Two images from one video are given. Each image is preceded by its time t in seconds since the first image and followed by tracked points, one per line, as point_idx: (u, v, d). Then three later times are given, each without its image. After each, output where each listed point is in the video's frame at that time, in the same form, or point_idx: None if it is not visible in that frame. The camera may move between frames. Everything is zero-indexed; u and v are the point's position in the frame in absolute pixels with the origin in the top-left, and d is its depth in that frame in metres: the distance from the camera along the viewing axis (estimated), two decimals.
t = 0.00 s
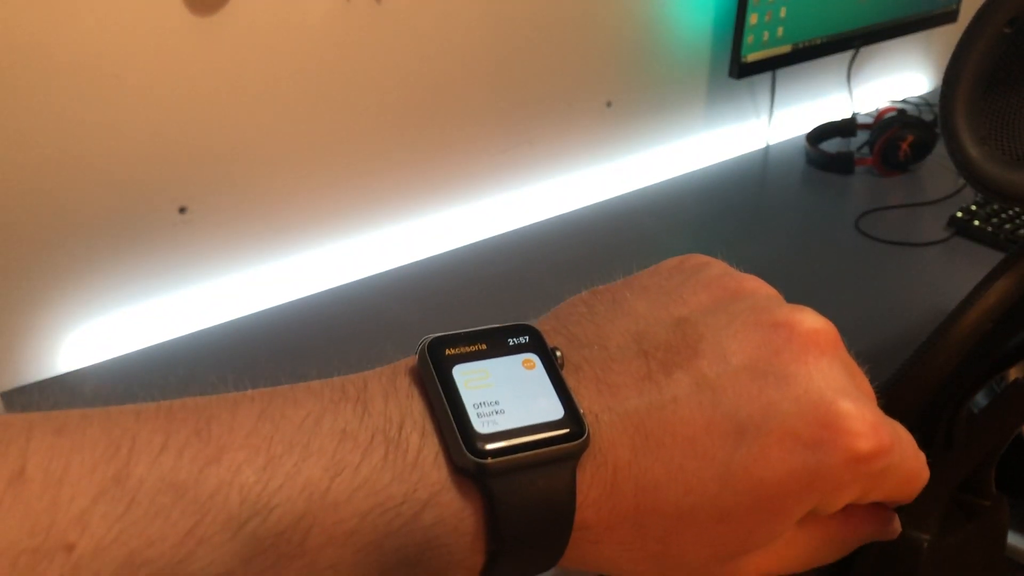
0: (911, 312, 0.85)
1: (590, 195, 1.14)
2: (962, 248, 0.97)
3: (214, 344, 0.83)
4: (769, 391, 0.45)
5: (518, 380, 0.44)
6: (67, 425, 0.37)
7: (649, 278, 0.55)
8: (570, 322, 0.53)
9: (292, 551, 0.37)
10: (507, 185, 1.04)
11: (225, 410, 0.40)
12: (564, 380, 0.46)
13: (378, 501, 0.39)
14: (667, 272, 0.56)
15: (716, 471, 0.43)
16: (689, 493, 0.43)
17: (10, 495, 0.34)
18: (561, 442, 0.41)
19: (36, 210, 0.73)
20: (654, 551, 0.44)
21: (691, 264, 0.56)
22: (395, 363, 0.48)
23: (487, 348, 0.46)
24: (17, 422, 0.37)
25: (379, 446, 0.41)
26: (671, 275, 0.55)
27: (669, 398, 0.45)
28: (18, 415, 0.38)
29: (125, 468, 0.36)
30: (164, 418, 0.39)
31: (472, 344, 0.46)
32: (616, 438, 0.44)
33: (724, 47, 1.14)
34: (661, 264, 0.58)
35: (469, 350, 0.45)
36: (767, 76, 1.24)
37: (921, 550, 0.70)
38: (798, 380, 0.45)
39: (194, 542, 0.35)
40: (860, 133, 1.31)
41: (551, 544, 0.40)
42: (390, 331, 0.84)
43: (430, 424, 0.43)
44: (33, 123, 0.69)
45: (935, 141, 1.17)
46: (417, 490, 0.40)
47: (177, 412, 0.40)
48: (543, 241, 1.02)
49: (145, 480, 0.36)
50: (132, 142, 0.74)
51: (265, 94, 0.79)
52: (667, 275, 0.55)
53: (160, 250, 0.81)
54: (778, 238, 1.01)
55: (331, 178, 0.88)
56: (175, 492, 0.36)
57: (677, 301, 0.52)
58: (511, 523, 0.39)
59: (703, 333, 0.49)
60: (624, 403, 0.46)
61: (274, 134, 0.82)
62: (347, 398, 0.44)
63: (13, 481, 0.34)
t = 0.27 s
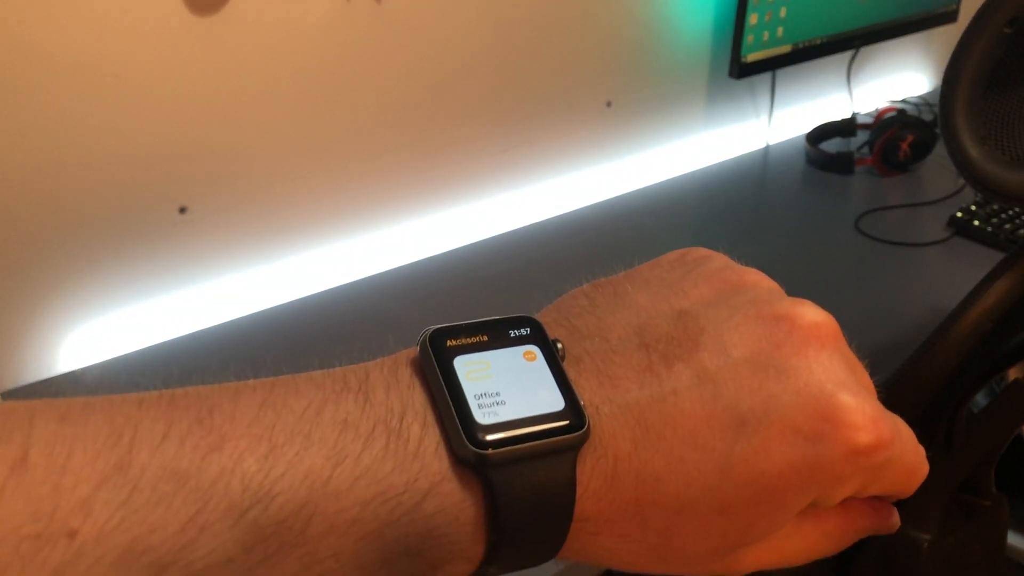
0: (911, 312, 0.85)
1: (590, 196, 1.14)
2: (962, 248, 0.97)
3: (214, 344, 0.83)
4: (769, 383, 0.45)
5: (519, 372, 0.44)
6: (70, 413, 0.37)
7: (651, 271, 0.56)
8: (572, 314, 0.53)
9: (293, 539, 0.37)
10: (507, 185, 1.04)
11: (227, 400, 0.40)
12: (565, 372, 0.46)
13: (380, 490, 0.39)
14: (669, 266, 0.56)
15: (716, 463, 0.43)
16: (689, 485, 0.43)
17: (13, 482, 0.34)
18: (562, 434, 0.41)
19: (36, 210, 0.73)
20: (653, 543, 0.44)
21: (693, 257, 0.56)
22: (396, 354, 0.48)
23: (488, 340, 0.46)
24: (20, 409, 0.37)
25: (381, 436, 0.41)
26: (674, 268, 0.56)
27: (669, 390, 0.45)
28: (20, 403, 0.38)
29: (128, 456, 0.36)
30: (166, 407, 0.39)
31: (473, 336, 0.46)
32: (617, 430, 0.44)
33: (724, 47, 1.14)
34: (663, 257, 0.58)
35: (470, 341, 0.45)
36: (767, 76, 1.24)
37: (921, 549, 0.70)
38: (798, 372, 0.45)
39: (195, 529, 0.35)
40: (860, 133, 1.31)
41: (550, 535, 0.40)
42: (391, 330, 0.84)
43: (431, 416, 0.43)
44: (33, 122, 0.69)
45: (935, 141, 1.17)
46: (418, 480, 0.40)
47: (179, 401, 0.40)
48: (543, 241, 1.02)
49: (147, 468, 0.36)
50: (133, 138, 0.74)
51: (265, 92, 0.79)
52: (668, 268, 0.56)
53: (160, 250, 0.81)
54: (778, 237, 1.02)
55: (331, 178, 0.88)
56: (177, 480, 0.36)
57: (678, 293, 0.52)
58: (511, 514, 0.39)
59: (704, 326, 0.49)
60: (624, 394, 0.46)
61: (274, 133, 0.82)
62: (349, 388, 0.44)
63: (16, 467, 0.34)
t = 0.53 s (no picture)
0: (911, 311, 0.85)
1: (590, 196, 1.14)
2: (962, 248, 0.98)
3: (214, 344, 0.83)
4: (769, 376, 0.45)
5: (519, 366, 0.44)
6: (71, 407, 0.37)
7: (650, 266, 0.56)
8: (572, 309, 0.53)
9: (293, 533, 0.37)
10: (507, 185, 1.04)
11: (227, 393, 0.40)
12: (565, 366, 0.46)
13: (380, 484, 0.39)
14: (669, 259, 0.56)
15: (716, 456, 0.43)
16: (689, 479, 0.43)
17: (14, 476, 0.34)
18: (563, 427, 0.41)
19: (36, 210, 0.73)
20: (653, 536, 0.44)
21: (692, 251, 0.56)
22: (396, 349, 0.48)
23: (488, 334, 0.46)
24: (20, 403, 0.37)
25: (381, 430, 0.41)
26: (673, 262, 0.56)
27: (669, 383, 0.46)
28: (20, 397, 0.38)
29: (128, 450, 0.36)
30: (166, 401, 0.39)
31: (473, 330, 0.46)
32: (617, 424, 0.44)
33: (724, 47, 1.14)
34: (663, 250, 0.58)
35: (470, 336, 0.45)
36: (767, 76, 1.24)
37: (921, 548, 0.70)
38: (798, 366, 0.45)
39: (196, 523, 0.36)
40: (860, 133, 1.31)
41: (551, 528, 0.40)
42: (390, 330, 0.84)
43: (431, 410, 0.43)
44: (32, 120, 0.69)
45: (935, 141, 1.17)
46: (418, 474, 0.40)
47: (179, 395, 0.40)
48: (543, 241, 1.02)
49: (147, 462, 0.36)
50: (133, 136, 0.74)
51: (265, 90, 0.79)
52: (669, 262, 0.56)
53: (160, 251, 0.81)
54: (778, 237, 1.02)
55: (331, 178, 0.88)
56: (177, 474, 0.36)
57: (678, 288, 0.52)
58: (511, 508, 0.39)
59: (704, 320, 0.49)
60: (624, 388, 0.46)
61: (275, 132, 0.82)
62: (349, 382, 0.44)
63: (16, 460, 0.34)
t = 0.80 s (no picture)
0: (912, 311, 0.85)
1: (590, 196, 1.14)
2: (962, 248, 0.98)
3: (213, 344, 0.83)
4: (768, 369, 0.45)
5: (519, 360, 0.45)
6: (70, 401, 0.37)
7: (650, 260, 0.56)
8: (571, 303, 0.53)
9: (293, 527, 0.37)
10: (507, 185, 1.04)
11: (226, 388, 0.41)
12: (565, 359, 0.46)
13: (380, 478, 0.39)
14: (669, 253, 0.56)
15: (716, 449, 0.43)
16: (689, 472, 0.43)
17: (13, 470, 0.34)
18: (563, 421, 0.41)
19: (36, 209, 0.73)
20: (654, 530, 0.44)
21: (691, 246, 0.56)
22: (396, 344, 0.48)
23: (488, 328, 0.46)
24: (19, 398, 0.37)
25: (381, 424, 0.41)
26: (672, 257, 0.56)
27: (669, 376, 0.46)
28: (20, 392, 0.38)
29: (128, 444, 0.36)
30: (165, 396, 0.39)
31: (473, 324, 0.46)
32: (617, 417, 0.44)
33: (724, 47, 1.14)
34: (663, 246, 0.58)
35: (470, 330, 0.45)
36: (767, 76, 1.24)
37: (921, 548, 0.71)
38: (797, 358, 0.45)
39: (196, 517, 0.35)
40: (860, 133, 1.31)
41: (551, 520, 0.40)
42: (390, 329, 0.84)
43: (431, 404, 0.43)
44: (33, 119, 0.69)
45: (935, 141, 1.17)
46: (419, 467, 0.40)
47: (179, 390, 0.40)
48: (543, 241, 1.02)
49: (147, 456, 0.36)
50: (132, 134, 0.74)
51: (265, 89, 0.79)
52: (669, 257, 0.56)
53: (160, 251, 0.81)
54: (779, 237, 1.02)
55: (330, 177, 0.88)
56: (177, 468, 0.36)
57: (677, 281, 0.52)
58: (511, 500, 0.39)
59: (703, 314, 0.49)
60: (624, 381, 0.46)
61: (275, 131, 0.82)
62: (348, 377, 0.44)
63: (15, 455, 0.34)
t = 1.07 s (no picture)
0: (911, 311, 0.85)
1: (589, 196, 1.15)
2: (962, 248, 0.97)
3: (213, 343, 0.83)
4: (766, 358, 0.44)
5: (516, 349, 0.45)
6: (64, 389, 0.37)
7: (647, 248, 0.56)
8: (569, 291, 0.54)
9: (290, 515, 0.37)
10: (507, 185, 1.04)
11: (221, 377, 0.41)
12: (561, 348, 0.46)
13: (377, 467, 0.39)
14: (667, 242, 0.56)
15: (713, 438, 0.43)
16: (686, 461, 0.43)
17: (6, 457, 0.33)
18: (560, 410, 0.41)
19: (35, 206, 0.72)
20: (652, 518, 0.44)
21: (689, 234, 0.57)
22: (393, 334, 0.49)
23: (485, 317, 0.46)
24: (12, 386, 0.37)
25: (377, 414, 0.41)
26: (670, 245, 0.56)
27: (666, 365, 0.46)
28: (14, 380, 0.38)
29: (122, 433, 0.36)
30: (160, 384, 0.39)
31: (470, 313, 0.46)
32: (614, 406, 0.44)
33: (724, 48, 1.14)
34: (661, 233, 0.58)
35: (467, 318, 0.45)
36: (767, 77, 1.24)
37: (921, 548, 0.70)
38: (796, 347, 0.44)
39: (190, 506, 0.35)
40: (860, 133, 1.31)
41: (548, 508, 0.40)
42: (390, 329, 0.84)
43: (427, 392, 0.43)
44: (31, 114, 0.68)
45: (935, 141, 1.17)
46: (415, 457, 0.40)
47: (174, 378, 0.40)
48: (543, 241, 1.02)
49: (142, 444, 0.36)
50: (130, 129, 0.73)
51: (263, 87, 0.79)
52: (666, 245, 0.56)
53: (160, 251, 0.81)
54: (779, 237, 1.02)
55: (331, 176, 0.88)
56: (172, 457, 0.36)
57: (675, 270, 0.53)
58: (508, 489, 0.39)
59: (701, 302, 0.49)
60: (621, 370, 0.46)
61: (275, 130, 0.82)
62: (345, 366, 0.44)
63: (10, 443, 0.34)
